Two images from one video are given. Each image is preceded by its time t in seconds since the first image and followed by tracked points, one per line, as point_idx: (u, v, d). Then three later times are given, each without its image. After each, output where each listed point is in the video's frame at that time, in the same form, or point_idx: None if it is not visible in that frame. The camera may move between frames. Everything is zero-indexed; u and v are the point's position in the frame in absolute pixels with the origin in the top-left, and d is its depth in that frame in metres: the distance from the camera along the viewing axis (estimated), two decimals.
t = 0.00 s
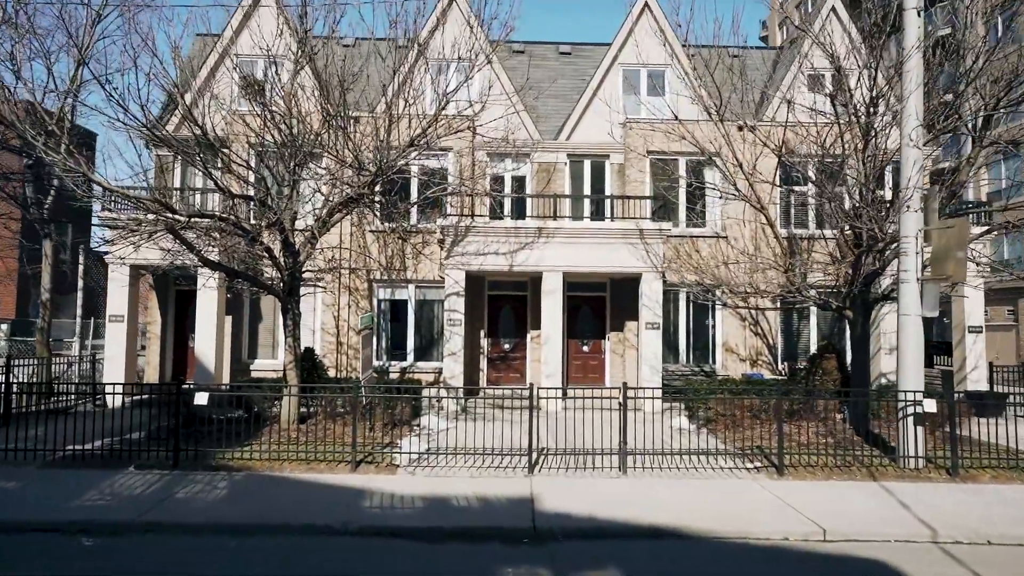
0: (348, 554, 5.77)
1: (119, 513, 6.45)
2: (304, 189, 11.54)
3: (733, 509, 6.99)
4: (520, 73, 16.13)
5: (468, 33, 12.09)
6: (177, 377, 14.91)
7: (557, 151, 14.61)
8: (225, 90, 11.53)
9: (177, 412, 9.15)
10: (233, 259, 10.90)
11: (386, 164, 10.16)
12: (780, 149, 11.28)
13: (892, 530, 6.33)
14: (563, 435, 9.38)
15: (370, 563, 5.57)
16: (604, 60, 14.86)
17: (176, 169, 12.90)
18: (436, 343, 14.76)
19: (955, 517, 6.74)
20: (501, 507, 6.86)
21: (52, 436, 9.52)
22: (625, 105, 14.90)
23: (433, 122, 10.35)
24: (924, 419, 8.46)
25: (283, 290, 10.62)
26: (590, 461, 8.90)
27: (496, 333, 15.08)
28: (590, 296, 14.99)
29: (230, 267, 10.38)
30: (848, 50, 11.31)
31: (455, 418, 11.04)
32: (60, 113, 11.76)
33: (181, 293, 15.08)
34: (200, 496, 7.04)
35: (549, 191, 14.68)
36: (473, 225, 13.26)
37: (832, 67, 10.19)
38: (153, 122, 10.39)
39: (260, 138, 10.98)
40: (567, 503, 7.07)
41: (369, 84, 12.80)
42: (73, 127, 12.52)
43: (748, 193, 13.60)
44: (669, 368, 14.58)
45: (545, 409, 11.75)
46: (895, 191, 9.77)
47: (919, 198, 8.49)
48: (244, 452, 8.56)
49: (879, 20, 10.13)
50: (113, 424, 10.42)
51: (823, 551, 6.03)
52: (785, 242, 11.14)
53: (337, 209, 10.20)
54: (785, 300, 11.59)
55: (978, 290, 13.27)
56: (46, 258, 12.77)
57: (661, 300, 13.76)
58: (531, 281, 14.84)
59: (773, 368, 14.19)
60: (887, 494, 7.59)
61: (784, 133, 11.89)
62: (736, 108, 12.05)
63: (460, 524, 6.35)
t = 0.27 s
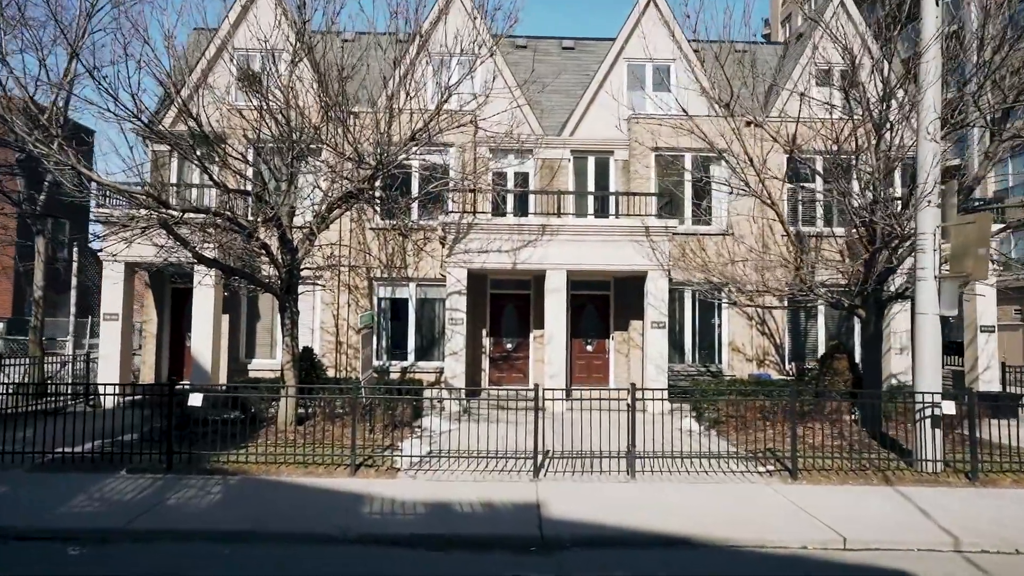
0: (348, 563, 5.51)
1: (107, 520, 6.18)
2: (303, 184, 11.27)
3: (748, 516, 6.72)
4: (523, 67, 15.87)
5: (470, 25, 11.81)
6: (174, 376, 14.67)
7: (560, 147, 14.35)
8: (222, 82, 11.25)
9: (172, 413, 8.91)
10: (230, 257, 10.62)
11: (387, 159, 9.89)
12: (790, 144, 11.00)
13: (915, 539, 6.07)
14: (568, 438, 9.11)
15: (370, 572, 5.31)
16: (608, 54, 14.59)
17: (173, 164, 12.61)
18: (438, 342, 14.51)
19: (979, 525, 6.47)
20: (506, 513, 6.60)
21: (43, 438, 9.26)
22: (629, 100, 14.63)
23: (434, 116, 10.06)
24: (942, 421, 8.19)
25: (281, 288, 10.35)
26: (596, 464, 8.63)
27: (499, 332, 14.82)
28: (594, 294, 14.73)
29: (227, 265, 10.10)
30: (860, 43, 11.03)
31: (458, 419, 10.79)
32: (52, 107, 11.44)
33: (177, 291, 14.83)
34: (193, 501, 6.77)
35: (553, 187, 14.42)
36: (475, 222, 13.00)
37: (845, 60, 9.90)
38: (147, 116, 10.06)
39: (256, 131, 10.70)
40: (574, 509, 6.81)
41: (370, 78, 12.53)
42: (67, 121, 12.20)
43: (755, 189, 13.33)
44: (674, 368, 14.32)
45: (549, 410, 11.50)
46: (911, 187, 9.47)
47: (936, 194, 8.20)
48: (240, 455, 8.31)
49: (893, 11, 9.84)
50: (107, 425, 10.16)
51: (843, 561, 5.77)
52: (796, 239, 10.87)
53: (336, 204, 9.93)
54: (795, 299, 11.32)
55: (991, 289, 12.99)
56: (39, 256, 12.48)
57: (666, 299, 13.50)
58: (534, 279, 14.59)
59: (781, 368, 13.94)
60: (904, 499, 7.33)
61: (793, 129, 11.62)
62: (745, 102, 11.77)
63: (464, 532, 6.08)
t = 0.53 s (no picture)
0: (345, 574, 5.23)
1: (94, 528, 5.90)
2: (300, 180, 10.99)
3: (764, 522, 6.44)
4: (525, 62, 15.59)
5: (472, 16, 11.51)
6: (169, 376, 14.40)
7: (564, 142, 14.07)
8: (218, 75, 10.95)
9: (164, 414, 8.62)
10: (225, 254, 10.33)
11: (386, 153, 9.60)
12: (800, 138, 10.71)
13: (941, 547, 5.79)
14: (574, 440, 8.83)
15: None
16: (612, 48, 14.29)
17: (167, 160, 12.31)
18: (438, 342, 14.24)
19: (1006, 531, 6.19)
20: (511, 520, 6.31)
21: (32, 440, 8.98)
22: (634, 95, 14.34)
23: (435, 109, 9.75)
24: (962, 423, 7.91)
25: (278, 286, 10.06)
26: (603, 468, 8.35)
27: (501, 331, 14.55)
28: (598, 293, 14.46)
29: (222, 261, 9.81)
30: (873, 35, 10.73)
31: (460, 420, 10.52)
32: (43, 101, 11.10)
33: (173, 290, 14.56)
34: (185, 507, 6.50)
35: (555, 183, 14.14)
36: (477, 219, 12.71)
37: (859, 51, 9.59)
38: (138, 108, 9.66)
39: (252, 125, 10.40)
40: (582, 515, 6.54)
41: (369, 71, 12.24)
42: (60, 116, 11.88)
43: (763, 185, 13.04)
44: (680, 368, 14.06)
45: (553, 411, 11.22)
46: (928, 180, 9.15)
47: (955, 188, 7.91)
48: (234, 458, 8.03)
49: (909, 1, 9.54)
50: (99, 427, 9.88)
51: (867, 570, 5.49)
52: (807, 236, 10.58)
53: (335, 199, 9.64)
54: (805, 297, 11.04)
55: (1004, 287, 12.71)
56: (30, 254, 12.19)
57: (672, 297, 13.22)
58: (537, 277, 14.33)
59: (788, 368, 13.69)
60: (923, 503, 7.06)
61: (803, 123, 11.33)
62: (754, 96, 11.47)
63: (467, 540, 5.80)
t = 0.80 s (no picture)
0: None
1: (76, 536, 5.60)
2: (296, 174, 10.68)
3: (780, 528, 6.14)
4: (526, 55, 15.29)
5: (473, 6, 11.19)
6: (164, 376, 14.10)
7: (566, 137, 13.78)
8: (211, 66, 10.63)
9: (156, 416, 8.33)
10: (219, 250, 10.03)
11: (385, 146, 9.31)
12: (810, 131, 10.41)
13: (969, 556, 5.49)
14: (579, 441, 8.56)
15: None
16: (616, 41, 14.00)
17: (161, 154, 12.01)
18: (438, 340, 13.95)
19: None
20: (516, 527, 6.02)
21: (18, 443, 8.68)
22: (638, 88, 14.04)
23: (435, 100, 9.46)
24: (983, 424, 7.62)
25: (273, 282, 9.75)
26: (610, 471, 8.06)
27: (502, 330, 14.26)
28: (602, 290, 14.16)
29: (215, 258, 9.51)
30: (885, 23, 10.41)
31: (461, 420, 10.24)
32: (33, 93, 10.75)
33: (168, 288, 14.27)
34: (174, 513, 6.21)
35: (558, 178, 13.84)
36: (478, 215, 12.41)
37: (874, 40, 9.27)
38: (123, 94, 9.24)
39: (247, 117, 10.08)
40: (589, 521, 6.25)
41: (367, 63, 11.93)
42: (50, 110, 11.56)
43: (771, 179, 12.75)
44: (685, 367, 13.76)
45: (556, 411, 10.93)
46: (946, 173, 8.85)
47: (976, 180, 7.61)
48: (227, 461, 7.74)
49: None
50: (89, 429, 9.59)
51: None
52: (818, 231, 10.27)
53: (332, 193, 9.34)
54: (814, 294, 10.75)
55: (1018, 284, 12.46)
56: (20, 251, 11.89)
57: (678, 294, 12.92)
58: (540, 275, 14.04)
59: (796, 367, 13.42)
60: (943, 507, 6.78)
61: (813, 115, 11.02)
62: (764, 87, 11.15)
63: (469, 548, 5.51)
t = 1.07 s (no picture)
0: None
1: (55, 547, 5.30)
2: (292, 168, 10.38)
3: (798, 538, 5.83)
4: (528, 49, 14.99)
5: None
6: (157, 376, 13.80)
7: (569, 132, 13.49)
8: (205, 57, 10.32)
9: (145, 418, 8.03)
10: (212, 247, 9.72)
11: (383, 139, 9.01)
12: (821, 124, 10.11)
13: (1000, 568, 5.19)
14: (585, 444, 8.26)
15: None
16: (619, 35, 13.70)
17: (154, 149, 11.71)
18: (438, 340, 13.65)
19: None
20: (520, 536, 5.71)
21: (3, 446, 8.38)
22: (642, 83, 13.74)
23: (434, 92, 9.14)
24: (1005, 427, 7.31)
25: (268, 280, 9.45)
26: (617, 475, 7.76)
27: (504, 329, 13.96)
28: (605, 288, 13.87)
29: (208, 254, 9.20)
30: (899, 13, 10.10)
31: (462, 423, 9.93)
32: (21, 84, 10.44)
33: (161, 287, 13.98)
34: (161, 521, 5.91)
35: (560, 175, 13.55)
36: (479, 211, 12.11)
37: (889, 29, 8.96)
38: (109, 82, 8.91)
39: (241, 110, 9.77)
40: (597, 529, 5.95)
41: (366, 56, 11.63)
42: (40, 104, 11.25)
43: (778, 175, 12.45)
44: (691, 367, 13.46)
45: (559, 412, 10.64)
46: (965, 166, 8.54)
47: (999, 172, 7.31)
48: (218, 465, 7.44)
49: None
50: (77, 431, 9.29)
51: None
52: (830, 227, 9.98)
53: (328, 187, 9.03)
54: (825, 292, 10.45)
55: None
56: (8, 248, 11.60)
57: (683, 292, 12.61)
58: (542, 273, 13.74)
59: (804, 367, 13.12)
60: (966, 513, 6.49)
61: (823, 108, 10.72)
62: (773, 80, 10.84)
63: (471, 560, 5.21)
